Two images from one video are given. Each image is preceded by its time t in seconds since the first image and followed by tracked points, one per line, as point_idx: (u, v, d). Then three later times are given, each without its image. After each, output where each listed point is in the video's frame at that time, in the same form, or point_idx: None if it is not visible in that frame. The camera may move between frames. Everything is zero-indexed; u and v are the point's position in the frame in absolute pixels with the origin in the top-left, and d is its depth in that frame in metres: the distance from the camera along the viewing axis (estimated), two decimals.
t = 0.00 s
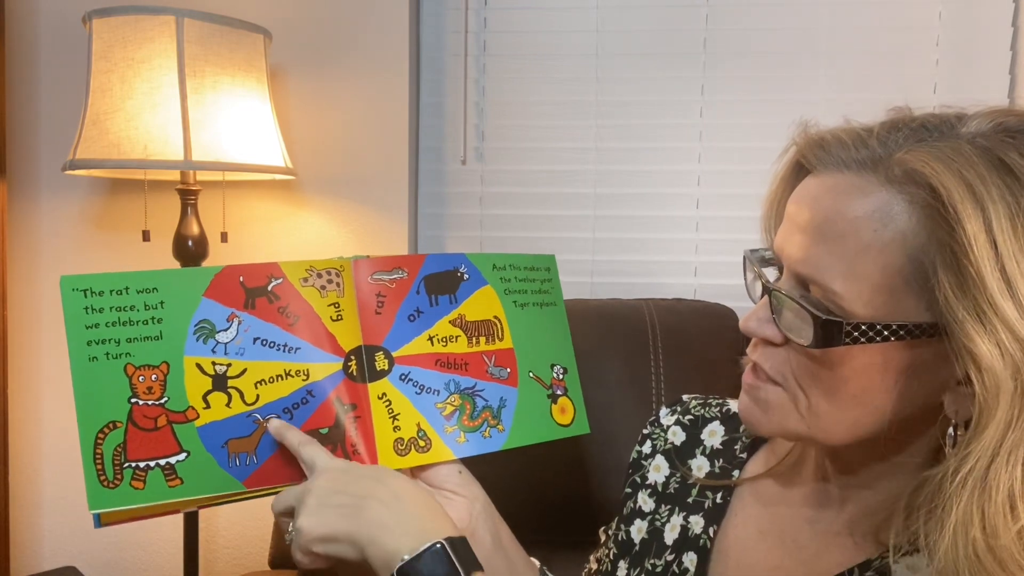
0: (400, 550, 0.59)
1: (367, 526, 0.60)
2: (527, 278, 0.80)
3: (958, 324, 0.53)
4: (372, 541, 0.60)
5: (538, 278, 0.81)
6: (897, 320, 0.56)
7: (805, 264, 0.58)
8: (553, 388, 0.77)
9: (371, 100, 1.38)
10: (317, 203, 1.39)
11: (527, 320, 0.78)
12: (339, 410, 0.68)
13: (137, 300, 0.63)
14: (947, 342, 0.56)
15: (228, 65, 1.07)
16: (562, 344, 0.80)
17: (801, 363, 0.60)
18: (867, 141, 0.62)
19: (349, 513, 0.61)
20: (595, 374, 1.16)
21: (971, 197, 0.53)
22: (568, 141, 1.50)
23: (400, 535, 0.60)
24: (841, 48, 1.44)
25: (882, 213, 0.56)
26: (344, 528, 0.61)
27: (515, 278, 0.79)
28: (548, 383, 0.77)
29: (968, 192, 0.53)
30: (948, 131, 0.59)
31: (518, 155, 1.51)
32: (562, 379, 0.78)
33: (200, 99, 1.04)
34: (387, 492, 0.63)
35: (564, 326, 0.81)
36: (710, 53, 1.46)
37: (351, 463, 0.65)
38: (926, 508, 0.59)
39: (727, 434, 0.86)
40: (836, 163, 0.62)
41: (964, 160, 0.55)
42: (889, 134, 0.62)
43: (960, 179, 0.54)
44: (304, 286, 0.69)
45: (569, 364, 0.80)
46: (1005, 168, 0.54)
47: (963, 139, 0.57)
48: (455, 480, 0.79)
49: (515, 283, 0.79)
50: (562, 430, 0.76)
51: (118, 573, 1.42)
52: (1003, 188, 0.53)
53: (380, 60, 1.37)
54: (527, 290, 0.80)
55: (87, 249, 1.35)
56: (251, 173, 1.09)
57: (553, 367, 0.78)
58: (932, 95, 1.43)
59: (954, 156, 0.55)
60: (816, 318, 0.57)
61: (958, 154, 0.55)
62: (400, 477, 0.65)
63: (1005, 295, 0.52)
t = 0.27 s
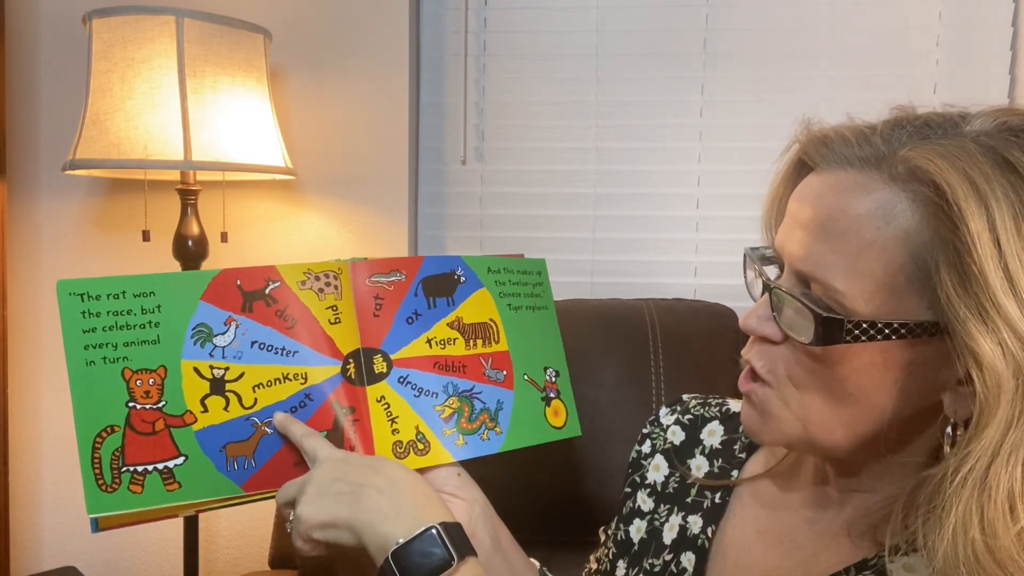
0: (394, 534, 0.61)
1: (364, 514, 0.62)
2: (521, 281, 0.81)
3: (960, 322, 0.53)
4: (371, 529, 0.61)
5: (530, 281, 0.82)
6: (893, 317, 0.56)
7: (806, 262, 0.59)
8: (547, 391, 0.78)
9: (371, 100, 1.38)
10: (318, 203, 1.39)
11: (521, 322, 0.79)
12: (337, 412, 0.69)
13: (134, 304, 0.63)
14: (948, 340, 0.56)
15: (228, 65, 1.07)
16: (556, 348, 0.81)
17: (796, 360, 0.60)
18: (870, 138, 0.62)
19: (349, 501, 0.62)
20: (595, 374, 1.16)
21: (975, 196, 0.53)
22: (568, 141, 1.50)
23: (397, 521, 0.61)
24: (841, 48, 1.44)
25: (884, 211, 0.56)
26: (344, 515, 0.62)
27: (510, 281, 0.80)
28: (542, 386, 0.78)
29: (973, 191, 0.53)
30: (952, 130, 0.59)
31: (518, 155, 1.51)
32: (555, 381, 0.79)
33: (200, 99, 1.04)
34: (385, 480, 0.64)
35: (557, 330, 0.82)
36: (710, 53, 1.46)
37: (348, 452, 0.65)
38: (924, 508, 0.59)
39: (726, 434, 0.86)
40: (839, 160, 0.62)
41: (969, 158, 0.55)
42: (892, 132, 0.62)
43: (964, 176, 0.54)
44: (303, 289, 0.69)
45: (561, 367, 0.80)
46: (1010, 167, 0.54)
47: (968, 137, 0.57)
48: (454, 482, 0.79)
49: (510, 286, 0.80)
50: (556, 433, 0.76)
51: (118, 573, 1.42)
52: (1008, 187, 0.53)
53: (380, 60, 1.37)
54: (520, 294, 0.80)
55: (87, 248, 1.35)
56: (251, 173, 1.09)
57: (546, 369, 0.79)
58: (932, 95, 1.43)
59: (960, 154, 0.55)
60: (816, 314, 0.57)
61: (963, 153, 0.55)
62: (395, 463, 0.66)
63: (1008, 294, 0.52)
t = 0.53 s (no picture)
0: (383, 513, 0.59)
1: (348, 493, 0.60)
2: (512, 284, 0.81)
3: (965, 323, 0.53)
4: (356, 508, 0.60)
5: (521, 285, 0.82)
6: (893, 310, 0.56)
7: (808, 261, 0.59)
8: (541, 392, 0.78)
9: (371, 100, 1.38)
10: (318, 203, 1.39)
11: (514, 325, 0.79)
12: (335, 416, 0.68)
13: (129, 311, 0.63)
14: (951, 342, 0.56)
15: (228, 65, 1.07)
16: (547, 350, 0.81)
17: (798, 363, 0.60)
18: (875, 138, 0.62)
19: (330, 480, 0.61)
20: (595, 374, 1.16)
21: (981, 197, 0.53)
22: (568, 141, 1.50)
23: (384, 500, 0.60)
24: (841, 48, 1.44)
25: (885, 211, 0.56)
26: (326, 494, 0.61)
27: (501, 284, 0.80)
28: (536, 387, 0.78)
29: (978, 192, 0.53)
30: (957, 131, 0.59)
31: (518, 155, 1.51)
32: (549, 383, 0.79)
33: (200, 99, 1.04)
34: (369, 458, 0.62)
35: (547, 333, 0.82)
36: (710, 53, 1.46)
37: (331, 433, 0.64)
38: (923, 509, 0.59)
39: (727, 434, 0.86)
40: (844, 160, 0.62)
41: (975, 160, 0.55)
42: (897, 131, 0.62)
43: (970, 177, 0.54)
44: (298, 293, 0.69)
45: (553, 369, 0.81)
46: (1014, 169, 0.54)
47: (973, 138, 0.57)
48: (452, 483, 0.80)
49: (501, 289, 0.80)
50: (552, 433, 0.76)
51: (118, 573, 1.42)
52: (1013, 188, 0.53)
53: (380, 60, 1.37)
54: (511, 296, 0.80)
55: (87, 249, 1.35)
56: (251, 173, 1.09)
57: (539, 371, 0.79)
58: (932, 95, 1.43)
59: (965, 155, 0.55)
60: (818, 314, 0.57)
61: (968, 154, 0.55)
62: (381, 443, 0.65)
63: (1014, 296, 0.52)
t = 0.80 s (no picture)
0: (377, 501, 0.60)
1: (343, 483, 0.61)
2: (512, 285, 0.81)
3: (966, 321, 0.53)
4: (352, 499, 0.60)
5: (522, 285, 0.82)
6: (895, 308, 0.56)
7: (811, 259, 0.59)
8: (542, 392, 0.78)
9: (371, 100, 1.38)
10: (317, 203, 1.39)
11: (515, 325, 0.79)
12: (338, 416, 0.69)
13: (132, 312, 0.63)
14: (953, 341, 0.56)
15: (228, 65, 1.07)
16: (548, 350, 0.81)
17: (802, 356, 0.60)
18: (879, 138, 0.62)
19: (326, 471, 0.61)
20: (595, 374, 1.16)
21: (984, 197, 0.53)
22: (569, 141, 1.50)
23: (379, 489, 0.61)
24: (841, 48, 1.44)
25: (890, 211, 0.56)
26: (322, 485, 0.61)
27: (501, 285, 0.80)
28: (537, 387, 0.78)
29: (981, 191, 0.53)
30: (958, 131, 0.59)
31: (518, 155, 1.51)
32: (549, 382, 0.79)
33: (200, 99, 1.04)
34: (364, 449, 0.63)
35: (547, 333, 0.82)
36: (710, 53, 1.46)
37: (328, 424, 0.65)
38: (921, 504, 0.59)
39: (728, 433, 0.85)
40: (847, 159, 0.62)
41: (977, 160, 0.55)
42: (901, 131, 0.62)
43: (973, 177, 0.54)
44: (301, 293, 0.69)
45: (554, 368, 0.81)
46: (1017, 169, 0.54)
47: (975, 139, 0.57)
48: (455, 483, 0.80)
49: (501, 290, 0.80)
50: (552, 433, 0.76)
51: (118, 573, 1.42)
52: (1015, 188, 0.53)
53: (380, 60, 1.37)
54: (511, 297, 0.80)
55: (87, 249, 1.35)
56: (251, 173, 1.09)
57: (539, 370, 0.79)
58: (932, 95, 1.43)
59: (968, 156, 0.55)
60: (819, 312, 0.57)
61: (971, 154, 0.55)
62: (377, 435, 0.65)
63: (1015, 295, 0.52)
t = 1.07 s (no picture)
0: (378, 491, 0.60)
1: (345, 470, 0.60)
2: (517, 283, 0.81)
3: (965, 319, 0.53)
4: (354, 486, 0.60)
5: (528, 283, 0.83)
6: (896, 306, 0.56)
7: (811, 259, 0.59)
8: (545, 391, 0.78)
9: (371, 100, 1.38)
10: (317, 203, 1.39)
11: (519, 323, 0.79)
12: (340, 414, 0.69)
13: (137, 309, 0.63)
14: (951, 338, 0.56)
15: (228, 65, 1.07)
16: (552, 348, 0.81)
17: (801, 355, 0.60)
18: (877, 137, 0.62)
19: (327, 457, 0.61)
20: (595, 374, 1.16)
21: (981, 195, 0.53)
22: (568, 141, 1.50)
23: (381, 477, 0.60)
24: (841, 48, 1.44)
25: (885, 211, 0.56)
26: (323, 470, 0.61)
27: (506, 283, 0.80)
28: (540, 386, 0.78)
29: (978, 189, 0.53)
30: (958, 130, 0.59)
31: (518, 155, 1.51)
32: (553, 381, 0.79)
33: (200, 99, 1.04)
34: (367, 435, 0.62)
35: (552, 330, 0.82)
36: (710, 53, 1.46)
37: (330, 407, 0.64)
38: (920, 503, 0.58)
39: (729, 432, 0.85)
40: (846, 159, 0.62)
41: (975, 159, 0.55)
42: (899, 130, 0.62)
43: (971, 175, 0.54)
44: (304, 292, 0.69)
45: (559, 367, 0.81)
46: (1013, 167, 0.54)
47: (973, 138, 0.57)
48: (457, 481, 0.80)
49: (506, 288, 0.80)
50: (555, 431, 0.77)
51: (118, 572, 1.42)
52: (1012, 186, 0.53)
53: (380, 60, 1.37)
54: (516, 295, 0.80)
55: (87, 248, 1.35)
56: (251, 173, 1.09)
57: (544, 369, 0.79)
58: (933, 95, 1.43)
59: (966, 155, 0.55)
60: (819, 310, 0.57)
61: (969, 153, 0.55)
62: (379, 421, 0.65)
63: (1011, 292, 0.52)
